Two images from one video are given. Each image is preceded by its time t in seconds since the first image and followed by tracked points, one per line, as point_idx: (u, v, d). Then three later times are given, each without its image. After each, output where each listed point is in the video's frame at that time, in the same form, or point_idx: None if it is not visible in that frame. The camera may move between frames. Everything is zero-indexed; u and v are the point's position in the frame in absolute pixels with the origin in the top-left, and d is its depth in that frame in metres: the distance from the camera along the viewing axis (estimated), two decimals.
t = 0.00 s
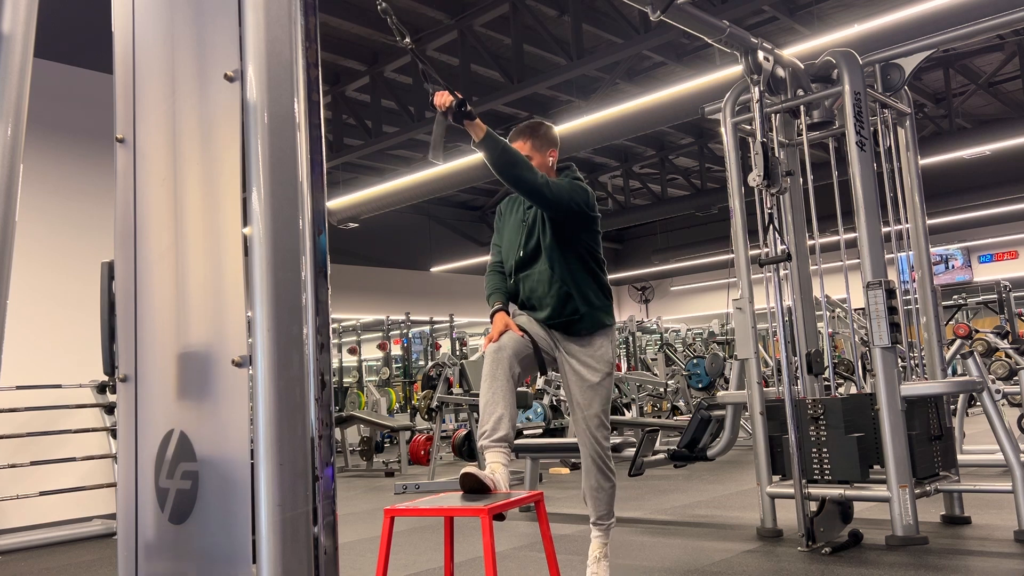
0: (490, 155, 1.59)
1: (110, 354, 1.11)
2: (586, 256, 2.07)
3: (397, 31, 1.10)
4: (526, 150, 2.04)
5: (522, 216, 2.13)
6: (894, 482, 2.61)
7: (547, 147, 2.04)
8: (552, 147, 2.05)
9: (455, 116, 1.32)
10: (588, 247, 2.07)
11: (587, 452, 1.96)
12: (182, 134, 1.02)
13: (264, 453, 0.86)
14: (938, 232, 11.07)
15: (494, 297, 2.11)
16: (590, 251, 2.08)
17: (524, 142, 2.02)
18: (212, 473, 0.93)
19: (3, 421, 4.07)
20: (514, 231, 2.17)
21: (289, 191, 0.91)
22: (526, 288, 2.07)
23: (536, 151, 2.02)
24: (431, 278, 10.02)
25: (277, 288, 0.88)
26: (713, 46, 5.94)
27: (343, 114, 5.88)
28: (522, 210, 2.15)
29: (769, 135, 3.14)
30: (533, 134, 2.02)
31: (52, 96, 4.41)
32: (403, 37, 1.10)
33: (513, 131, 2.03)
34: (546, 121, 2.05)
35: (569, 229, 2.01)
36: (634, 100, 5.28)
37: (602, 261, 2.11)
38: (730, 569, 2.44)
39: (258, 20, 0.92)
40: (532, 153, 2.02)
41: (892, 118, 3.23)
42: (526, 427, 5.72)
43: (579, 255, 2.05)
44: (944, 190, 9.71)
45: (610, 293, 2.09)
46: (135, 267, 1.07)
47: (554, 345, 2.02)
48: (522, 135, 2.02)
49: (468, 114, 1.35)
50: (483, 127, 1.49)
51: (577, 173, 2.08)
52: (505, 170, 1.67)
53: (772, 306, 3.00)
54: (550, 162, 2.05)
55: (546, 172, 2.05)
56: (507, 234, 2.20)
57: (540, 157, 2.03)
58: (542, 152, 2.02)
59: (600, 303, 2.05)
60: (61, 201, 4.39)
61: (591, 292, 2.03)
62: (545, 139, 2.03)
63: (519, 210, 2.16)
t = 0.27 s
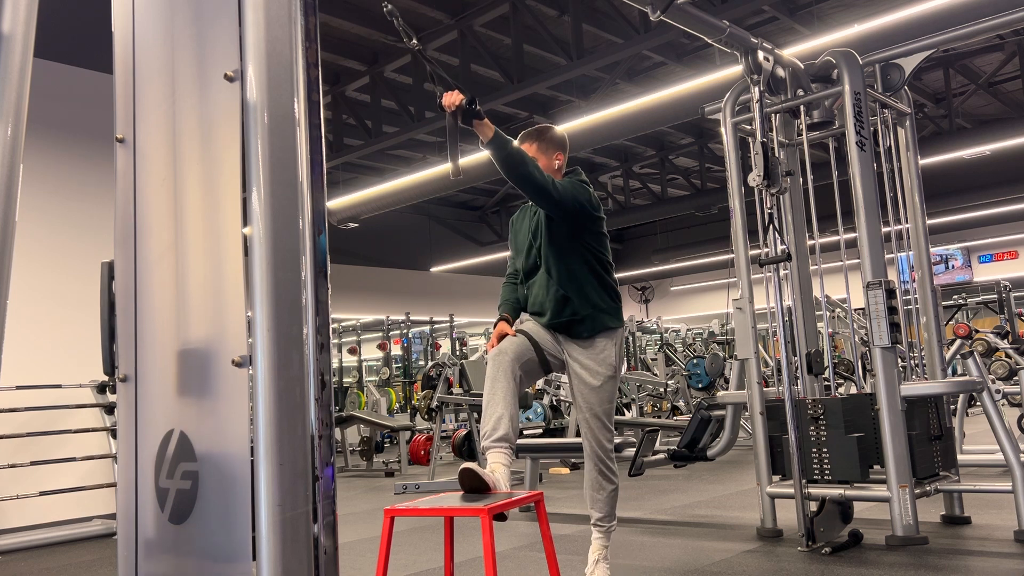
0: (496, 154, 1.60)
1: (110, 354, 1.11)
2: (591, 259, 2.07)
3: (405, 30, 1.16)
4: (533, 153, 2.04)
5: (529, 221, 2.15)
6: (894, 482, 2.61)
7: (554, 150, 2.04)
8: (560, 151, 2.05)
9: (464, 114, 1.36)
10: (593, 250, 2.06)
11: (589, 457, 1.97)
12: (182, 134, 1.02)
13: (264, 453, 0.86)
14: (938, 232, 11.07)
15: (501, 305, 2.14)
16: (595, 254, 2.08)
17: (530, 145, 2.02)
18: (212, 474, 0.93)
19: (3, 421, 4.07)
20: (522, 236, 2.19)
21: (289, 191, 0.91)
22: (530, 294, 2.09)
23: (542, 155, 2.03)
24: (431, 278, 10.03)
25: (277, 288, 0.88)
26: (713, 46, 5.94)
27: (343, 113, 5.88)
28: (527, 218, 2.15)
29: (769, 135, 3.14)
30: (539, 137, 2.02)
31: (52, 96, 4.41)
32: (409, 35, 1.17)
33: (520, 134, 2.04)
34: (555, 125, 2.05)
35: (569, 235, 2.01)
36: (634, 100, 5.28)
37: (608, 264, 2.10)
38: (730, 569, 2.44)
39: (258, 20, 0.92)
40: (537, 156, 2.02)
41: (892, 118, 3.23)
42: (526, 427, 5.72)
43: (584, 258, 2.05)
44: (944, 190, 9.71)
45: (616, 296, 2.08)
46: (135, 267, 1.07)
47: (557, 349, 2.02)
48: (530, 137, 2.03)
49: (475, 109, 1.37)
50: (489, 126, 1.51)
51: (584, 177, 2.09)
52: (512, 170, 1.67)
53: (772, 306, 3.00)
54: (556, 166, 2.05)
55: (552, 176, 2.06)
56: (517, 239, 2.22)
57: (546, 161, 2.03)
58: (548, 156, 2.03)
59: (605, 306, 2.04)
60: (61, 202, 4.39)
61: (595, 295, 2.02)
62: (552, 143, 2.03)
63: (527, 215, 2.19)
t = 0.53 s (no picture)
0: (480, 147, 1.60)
1: (110, 354, 1.11)
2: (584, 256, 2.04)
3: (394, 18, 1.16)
4: (531, 147, 2.04)
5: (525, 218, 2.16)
6: (895, 482, 2.60)
7: (552, 146, 2.04)
8: (558, 147, 2.04)
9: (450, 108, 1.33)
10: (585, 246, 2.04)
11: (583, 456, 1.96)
12: (182, 134, 1.02)
13: (264, 454, 0.86)
14: (938, 232, 11.07)
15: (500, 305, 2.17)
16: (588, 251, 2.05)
17: (529, 139, 2.02)
18: (212, 475, 0.93)
19: (3, 421, 4.07)
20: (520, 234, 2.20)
21: (289, 191, 0.91)
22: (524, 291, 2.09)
23: (539, 150, 2.03)
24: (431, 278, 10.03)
25: (277, 288, 0.88)
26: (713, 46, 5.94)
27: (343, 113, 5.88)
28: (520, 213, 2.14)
29: (769, 135, 3.14)
30: (538, 132, 2.02)
31: (52, 97, 4.41)
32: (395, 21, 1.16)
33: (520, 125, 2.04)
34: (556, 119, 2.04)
35: (553, 236, 1.98)
36: (633, 101, 5.28)
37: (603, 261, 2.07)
38: (730, 569, 2.44)
39: (258, 20, 0.92)
40: (535, 151, 2.03)
41: (892, 118, 3.23)
42: (526, 427, 5.72)
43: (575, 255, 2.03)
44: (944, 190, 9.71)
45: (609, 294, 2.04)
46: (135, 267, 1.07)
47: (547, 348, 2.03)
48: (529, 131, 2.03)
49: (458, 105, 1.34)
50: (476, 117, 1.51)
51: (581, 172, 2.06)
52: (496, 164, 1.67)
53: (772, 306, 3.00)
54: (554, 162, 2.05)
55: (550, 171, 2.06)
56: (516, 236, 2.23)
57: (543, 157, 2.03)
58: (545, 152, 2.03)
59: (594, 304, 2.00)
60: (60, 202, 4.38)
61: (582, 294, 1.99)
62: (550, 138, 2.03)
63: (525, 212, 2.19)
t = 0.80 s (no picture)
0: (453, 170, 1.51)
1: (110, 354, 1.11)
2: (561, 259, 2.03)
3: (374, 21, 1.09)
4: (503, 148, 2.04)
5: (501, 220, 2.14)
6: (895, 482, 2.60)
7: (524, 144, 2.03)
8: (530, 144, 2.04)
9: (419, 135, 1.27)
10: (562, 250, 2.02)
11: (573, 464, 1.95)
12: (182, 134, 1.02)
13: (264, 454, 0.86)
14: (938, 232, 11.07)
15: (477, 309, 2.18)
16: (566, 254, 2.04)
17: (500, 141, 2.02)
18: (212, 475, 0.93)
19: (3, 420, 4.07)
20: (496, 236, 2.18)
21: (289, 191, 0.91)
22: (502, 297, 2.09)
23: (512, 150, 2.03)
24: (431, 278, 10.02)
25: (276, 288, 0.88)
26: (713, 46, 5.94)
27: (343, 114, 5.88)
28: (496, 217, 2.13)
29: (769, 135, 3.13)
30: (508, 132, 2.02)
31: (52, 97, 4.41)
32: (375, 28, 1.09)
33: (489, 128, 2.03)
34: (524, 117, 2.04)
35: (529, 243, 1.98)
36: (633, 101, 5.28)
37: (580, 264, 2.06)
38: (730, 569, 2.44)
39: (258, 20, 0.92)
40: (507, 152, 2.02)
41: (892, 118, 3.23)
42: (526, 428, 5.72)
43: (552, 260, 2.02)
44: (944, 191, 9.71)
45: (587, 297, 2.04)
46: (135, 267, 1.07)
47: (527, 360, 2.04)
48: (499, 132, 2.02)
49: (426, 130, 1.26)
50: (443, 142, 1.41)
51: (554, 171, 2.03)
52: (470, 181, 1.61)
53: (772, 306, 3.00)
54: (527, 160, 2.05)
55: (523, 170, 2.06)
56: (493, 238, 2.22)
57: (516, 156, 2.03)
58: (518, 151, 2.03)
59: (574, 309, 2.00)
60: (60, 202, 4.38)
61: (561, 300, 1.99)
62: (521, 136, 2.03)
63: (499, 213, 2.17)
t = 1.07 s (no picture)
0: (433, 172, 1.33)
1: (110, 354, 1.10)
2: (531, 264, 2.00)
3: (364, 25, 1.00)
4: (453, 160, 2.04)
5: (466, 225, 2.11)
6: (894, 482, 2.60)
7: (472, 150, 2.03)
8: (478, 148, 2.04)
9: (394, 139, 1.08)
10: (532, 254, 1.99)
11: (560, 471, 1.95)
12: (182, 135, 1.02)
13: (264, 454, 0.86)
14: (938, 232, 11.08)
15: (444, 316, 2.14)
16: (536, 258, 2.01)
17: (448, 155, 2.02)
18: (212, 474, 0.93)
19: (3, 420, 4.07)
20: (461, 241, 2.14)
21: (288, 191, 0.91)
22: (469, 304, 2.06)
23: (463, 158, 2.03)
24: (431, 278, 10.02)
25: (276, 287, 0.88)
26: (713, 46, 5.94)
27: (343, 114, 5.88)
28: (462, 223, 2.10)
29: (768, 136, 3.13)
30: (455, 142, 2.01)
31: (52, 96, 4.41)
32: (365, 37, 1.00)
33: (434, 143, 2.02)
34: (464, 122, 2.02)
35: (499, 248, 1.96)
36: (633, 101, 5.28)
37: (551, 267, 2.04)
38: (730, 569, 2.43)
39: (258, 20, 0.92)
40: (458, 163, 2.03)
41: (891, 118, 3.23)
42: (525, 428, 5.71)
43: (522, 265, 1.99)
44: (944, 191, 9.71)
45: (560, 301, 2.03)
46: (135, 267, 1.07)
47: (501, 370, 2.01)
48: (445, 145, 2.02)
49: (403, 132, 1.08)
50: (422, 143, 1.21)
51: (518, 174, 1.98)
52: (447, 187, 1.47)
53: (772, 306, 3.00)
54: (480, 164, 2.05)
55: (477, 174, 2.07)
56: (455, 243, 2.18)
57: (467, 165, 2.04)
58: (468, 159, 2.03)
59: (547, 315, 1.99)
60: (60, 202, 4.38)
61: (535, 306, 1.98)
62: (467, 143, 2.02)
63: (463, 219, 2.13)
